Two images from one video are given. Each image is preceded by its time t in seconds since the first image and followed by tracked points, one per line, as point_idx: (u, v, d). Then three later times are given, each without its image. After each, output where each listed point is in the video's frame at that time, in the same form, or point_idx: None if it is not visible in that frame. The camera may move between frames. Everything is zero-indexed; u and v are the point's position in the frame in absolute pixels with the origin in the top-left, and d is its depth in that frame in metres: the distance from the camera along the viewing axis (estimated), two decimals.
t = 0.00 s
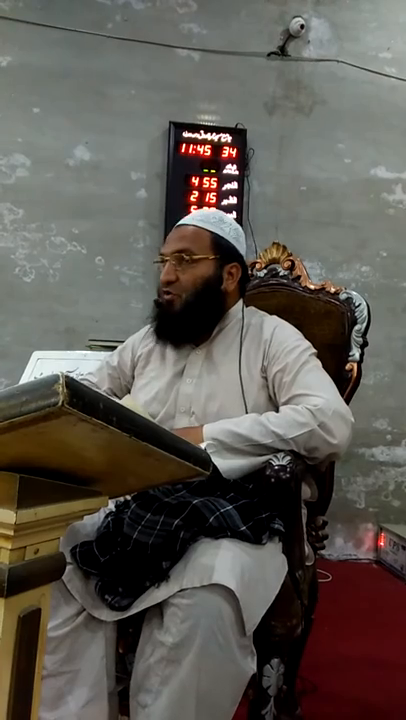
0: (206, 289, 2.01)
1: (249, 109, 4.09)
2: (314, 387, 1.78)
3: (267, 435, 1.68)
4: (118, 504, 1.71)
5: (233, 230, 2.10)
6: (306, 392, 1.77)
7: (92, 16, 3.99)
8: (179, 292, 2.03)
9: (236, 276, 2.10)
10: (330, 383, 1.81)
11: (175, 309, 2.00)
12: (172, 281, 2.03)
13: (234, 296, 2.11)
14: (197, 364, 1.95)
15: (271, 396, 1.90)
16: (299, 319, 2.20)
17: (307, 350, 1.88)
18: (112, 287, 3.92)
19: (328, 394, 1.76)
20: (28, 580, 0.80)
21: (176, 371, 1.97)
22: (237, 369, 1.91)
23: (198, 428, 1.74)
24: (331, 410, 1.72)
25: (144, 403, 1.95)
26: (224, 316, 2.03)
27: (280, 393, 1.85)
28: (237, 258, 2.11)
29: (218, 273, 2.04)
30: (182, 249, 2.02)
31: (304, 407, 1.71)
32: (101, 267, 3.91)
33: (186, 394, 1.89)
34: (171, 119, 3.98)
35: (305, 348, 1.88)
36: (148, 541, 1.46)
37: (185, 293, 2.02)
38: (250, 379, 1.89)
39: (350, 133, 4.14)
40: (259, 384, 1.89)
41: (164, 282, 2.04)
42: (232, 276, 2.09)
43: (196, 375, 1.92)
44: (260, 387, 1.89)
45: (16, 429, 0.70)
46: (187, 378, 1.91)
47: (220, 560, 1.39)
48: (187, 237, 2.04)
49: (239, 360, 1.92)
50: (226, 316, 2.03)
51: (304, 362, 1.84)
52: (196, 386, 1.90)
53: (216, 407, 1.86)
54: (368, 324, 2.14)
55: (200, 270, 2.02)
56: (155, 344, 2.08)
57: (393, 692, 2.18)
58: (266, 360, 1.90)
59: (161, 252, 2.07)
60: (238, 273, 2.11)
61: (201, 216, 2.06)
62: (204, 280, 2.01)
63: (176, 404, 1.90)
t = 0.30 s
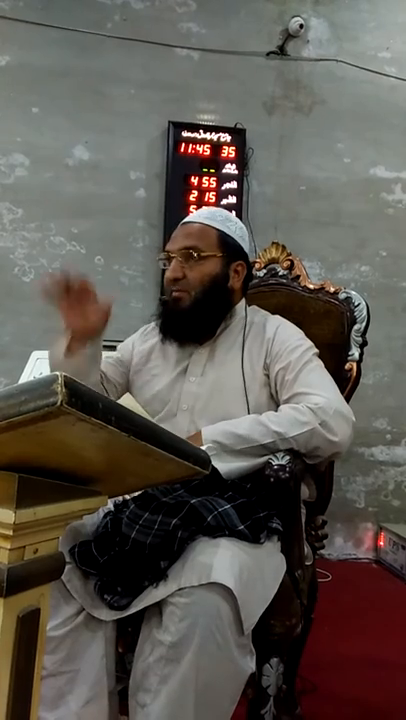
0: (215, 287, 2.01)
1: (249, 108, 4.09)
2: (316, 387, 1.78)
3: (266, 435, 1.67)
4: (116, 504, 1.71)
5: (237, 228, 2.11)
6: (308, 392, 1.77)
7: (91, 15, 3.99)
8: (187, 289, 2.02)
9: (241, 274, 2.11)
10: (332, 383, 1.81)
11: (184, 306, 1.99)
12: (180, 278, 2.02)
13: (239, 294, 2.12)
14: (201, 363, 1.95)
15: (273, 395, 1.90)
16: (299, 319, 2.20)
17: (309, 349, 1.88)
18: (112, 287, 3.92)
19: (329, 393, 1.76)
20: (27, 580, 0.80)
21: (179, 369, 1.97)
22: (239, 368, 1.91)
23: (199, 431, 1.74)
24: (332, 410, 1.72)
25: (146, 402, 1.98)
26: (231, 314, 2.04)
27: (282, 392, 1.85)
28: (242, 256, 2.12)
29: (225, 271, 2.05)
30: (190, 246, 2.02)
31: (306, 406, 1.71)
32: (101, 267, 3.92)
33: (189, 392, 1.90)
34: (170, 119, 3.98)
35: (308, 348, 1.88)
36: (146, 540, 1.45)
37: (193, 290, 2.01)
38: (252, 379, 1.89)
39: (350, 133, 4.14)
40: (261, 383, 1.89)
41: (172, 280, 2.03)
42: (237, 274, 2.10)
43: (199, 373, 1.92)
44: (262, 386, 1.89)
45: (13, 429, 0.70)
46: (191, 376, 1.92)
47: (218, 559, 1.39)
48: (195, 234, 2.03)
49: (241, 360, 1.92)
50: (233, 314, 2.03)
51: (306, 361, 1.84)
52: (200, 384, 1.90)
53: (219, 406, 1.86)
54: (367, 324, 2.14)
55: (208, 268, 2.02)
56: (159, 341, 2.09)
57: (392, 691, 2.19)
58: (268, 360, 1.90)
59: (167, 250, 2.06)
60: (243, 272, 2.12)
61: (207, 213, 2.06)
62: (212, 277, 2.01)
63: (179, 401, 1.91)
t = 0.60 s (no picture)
0: (207, 291, 2.01)
1: (247, 109, 4.09)
2: (317, 388, 1.78)
3: (265, 436, 1.67)
4: (115, 504, 1.71)
5: (235, 230, 2.09)
6: (309, 393, 1.77)
7: (90, 16, 3.99)
8: (180, 293, 2.03)
9: (238, 276, 2.09)
10: (332, 384, 1.81)
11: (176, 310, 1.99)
12: (174, 281, 2.03)
13: (236, 296, 2.10)
14: (201, 362, 1.95)
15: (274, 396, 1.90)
16: (298, 319, 2.20)
17: (311, 350, 1.89)
18: (111, 288, 3.92)
19: (330, 395, 1.77)
20: (26, 580, 0.80)
21: (179, 369, 1.97)
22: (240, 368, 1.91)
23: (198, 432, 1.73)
24: (333, 411, 1.72)
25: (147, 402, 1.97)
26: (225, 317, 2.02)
27: (283, 393, 1.85)
28: (240, 258, 2.10)
29: (220, 274, 2.03)
30: (182, 250, 2.02)
31: (307, 407, 1.71)
32: (100, 267, 3.92)
33: (190, 391, 1.89)
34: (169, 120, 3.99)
35: (310, 349, 1.89)
36: (145, 542, 1.46)
37: (186, 294, 2.02)
38: (254, 379, 1.90)
39: (349, 133, 4.14)
40: (263, 384, 1.89)
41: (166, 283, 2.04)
42: (234, 277, 2.08)
43: (199, 373, 1.92)
44: (263, 386, 1.90)
45: (13, 429, 0.70)
46: (191, 375, 1.92)
47: (217, 560, 1.39)
48: (190, 237, 2.03)
49: (243, 360, 1.93)
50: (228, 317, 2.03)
51: (308, 362, 1.84)
52: (200, 384, 1.90)
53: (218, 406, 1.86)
54: (366, 324, 2.15)
55: (200, 272, 2.01)
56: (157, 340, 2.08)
57: (391, 691, 2.19)
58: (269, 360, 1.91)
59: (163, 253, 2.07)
60: (241, 274, 2.10)
61: (202, 215, 2.06)
62: (205, 281, 2.01)
63: (179, 401, 1.90)
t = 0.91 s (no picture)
0: (203, 293, 2.01)
1: (248, 109, 4.09)
2: (317, 388, 1.78)
3: (266, 436, 1.67)
4: (117, 504, 1.71)
5: (230, 228, 2.08)
6: (310, 392, 1.77)
7: (91, 15, 3.99)
8: (176, 296, 2.03)
9: (233, 275, 2.08)
10: (333, 383, 1.81)
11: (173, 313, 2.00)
12: (170, 284, 2.03)
13: (233, 296, 2.10)
14: (199, 362, 1.95)
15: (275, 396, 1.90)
16: (299, 318, 2.20)
17: (311, 349, 1.88)
18: (112, 287, 3.93)
19: (330, 394, 1.77)
20: (28, 580, 0.81)
21: (177, 369, 1.97)
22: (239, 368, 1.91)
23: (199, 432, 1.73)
24: (334, 411, 1.72)
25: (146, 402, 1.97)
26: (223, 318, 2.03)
27: (283, 392, 1.85)
28: (235, 257, 2.09)
29: (215, 275, 2.03)
30: (176, 253, 2.02)
31: (307, 407, 1.71)
32: (101, 267, 3.92)
33: (188, 390, 1.90)
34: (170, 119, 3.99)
35: (309, 348, 1.88)
36: (146, 542, 1.45)
37: (183, 297, 2.02)
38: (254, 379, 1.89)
39: (350, 132, 4.14)
40: (262, 384, 1.89)
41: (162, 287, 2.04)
42: (230, 277, 2.08)
43: (198, 372, 1.92)
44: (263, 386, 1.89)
45: (14, 429, 0.70)
46: (189, 375, 1.92)
47: (219, 560, 1.39)
48: (184, 239, 2.03)
49: (242, 360, 1.92)
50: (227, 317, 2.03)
51: (307, 362, 1.84)
52: (198, 383, 1.90)
53: (218, 405, 1.86)
54: (367, 323, 2.15)
55: (195, 274, 2.01)
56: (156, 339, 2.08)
57: (392, 690, 2.19)
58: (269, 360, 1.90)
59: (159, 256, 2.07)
60: (237, 273, 2.10)
61: (196, 216, 2.05)
62: (201, 283, 2.01)
63: (178, 400, 1.91)
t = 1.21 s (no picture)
0: (193, 292, 2.01)
1: (248, 109, 4.09)
2: (316, 387, 1.78)
3: (266, 436, 1.67)
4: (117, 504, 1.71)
5: (219, 226, 2.08)
6: (308, 392, 1.77)
7: (91, 15, 3.99)
8: (168, 296, 2.04)
9: (225, 273, 2.07)
10: (331, 382, 1.81)
11: (165, 314, 2.00)
12: (161, 285, 2.04)
13: (226, 294, 2.09)
14: (194, 361, 1.95)
15: (272, 397, 1.89)
16: (300, 319, 2.19)
17: (307, 348, 1.87)
18: (112, 288, 3.93)
19: (329, 394, 1.76)
20: (28, 580, 0.81)
21: (174, 369, 1.98)
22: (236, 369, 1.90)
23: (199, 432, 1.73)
24: (333, 410, 1.72)
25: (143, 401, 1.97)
26: (214, 317, 2.02)
27: (281, 393, 1.84)
28: (226, 255, 2.08)
29: (204, 274, 2.02)
30: (165, 253, 2.03)
31: (307, 407, 1.71)
32: (101, 267, 3.92)
33: (184, 389, 1.90)
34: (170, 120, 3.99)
35: (305, 346, 1.88)
36: (146, 542, 1.45)
37: (174, 297, 2.02)
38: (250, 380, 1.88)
39: (350, 133, 4.14)
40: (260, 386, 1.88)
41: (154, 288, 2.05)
42: (221, 275, 2.06)
43: (193, 371, 1.93)
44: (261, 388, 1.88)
45: (14, 429, 0.70)
46: (185, 375, 1.92)
47: (220, 560, 1.39)
48: (172, 240, 2.04)
49: (237, 360, 1.91)
50: (218, 316, 2.02)
51: (304, 361, 1.83)
52: (194, 383, 1.90)
53: (213, 405, 1.86)
54: (368, 324, 2.15)
55: (184, 273, 2.01)
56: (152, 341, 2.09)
57: (392, 691, 2.19)
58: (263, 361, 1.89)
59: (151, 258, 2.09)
60: (228, 271, 2.09)
61: (185, 217, 2.06)
62: (190, 283, 2.01)
63: (174, 399, 1.91)
